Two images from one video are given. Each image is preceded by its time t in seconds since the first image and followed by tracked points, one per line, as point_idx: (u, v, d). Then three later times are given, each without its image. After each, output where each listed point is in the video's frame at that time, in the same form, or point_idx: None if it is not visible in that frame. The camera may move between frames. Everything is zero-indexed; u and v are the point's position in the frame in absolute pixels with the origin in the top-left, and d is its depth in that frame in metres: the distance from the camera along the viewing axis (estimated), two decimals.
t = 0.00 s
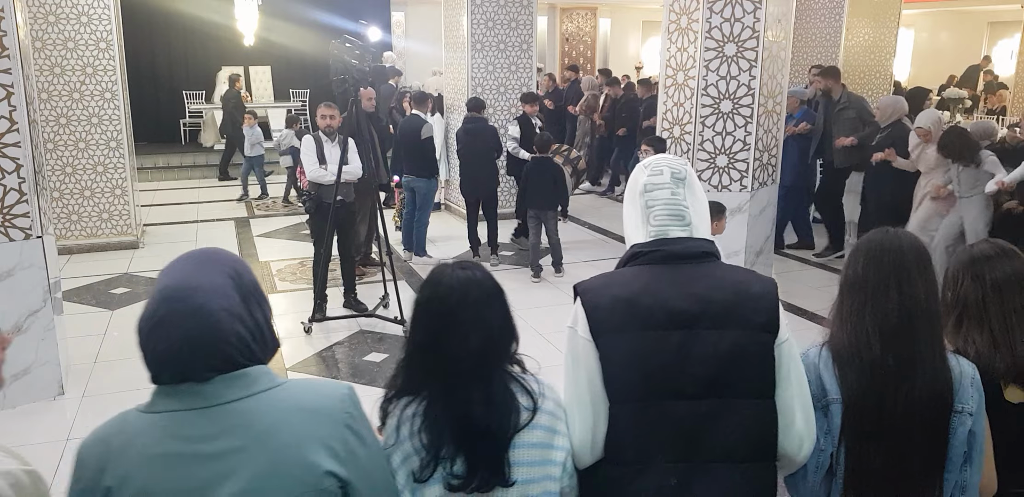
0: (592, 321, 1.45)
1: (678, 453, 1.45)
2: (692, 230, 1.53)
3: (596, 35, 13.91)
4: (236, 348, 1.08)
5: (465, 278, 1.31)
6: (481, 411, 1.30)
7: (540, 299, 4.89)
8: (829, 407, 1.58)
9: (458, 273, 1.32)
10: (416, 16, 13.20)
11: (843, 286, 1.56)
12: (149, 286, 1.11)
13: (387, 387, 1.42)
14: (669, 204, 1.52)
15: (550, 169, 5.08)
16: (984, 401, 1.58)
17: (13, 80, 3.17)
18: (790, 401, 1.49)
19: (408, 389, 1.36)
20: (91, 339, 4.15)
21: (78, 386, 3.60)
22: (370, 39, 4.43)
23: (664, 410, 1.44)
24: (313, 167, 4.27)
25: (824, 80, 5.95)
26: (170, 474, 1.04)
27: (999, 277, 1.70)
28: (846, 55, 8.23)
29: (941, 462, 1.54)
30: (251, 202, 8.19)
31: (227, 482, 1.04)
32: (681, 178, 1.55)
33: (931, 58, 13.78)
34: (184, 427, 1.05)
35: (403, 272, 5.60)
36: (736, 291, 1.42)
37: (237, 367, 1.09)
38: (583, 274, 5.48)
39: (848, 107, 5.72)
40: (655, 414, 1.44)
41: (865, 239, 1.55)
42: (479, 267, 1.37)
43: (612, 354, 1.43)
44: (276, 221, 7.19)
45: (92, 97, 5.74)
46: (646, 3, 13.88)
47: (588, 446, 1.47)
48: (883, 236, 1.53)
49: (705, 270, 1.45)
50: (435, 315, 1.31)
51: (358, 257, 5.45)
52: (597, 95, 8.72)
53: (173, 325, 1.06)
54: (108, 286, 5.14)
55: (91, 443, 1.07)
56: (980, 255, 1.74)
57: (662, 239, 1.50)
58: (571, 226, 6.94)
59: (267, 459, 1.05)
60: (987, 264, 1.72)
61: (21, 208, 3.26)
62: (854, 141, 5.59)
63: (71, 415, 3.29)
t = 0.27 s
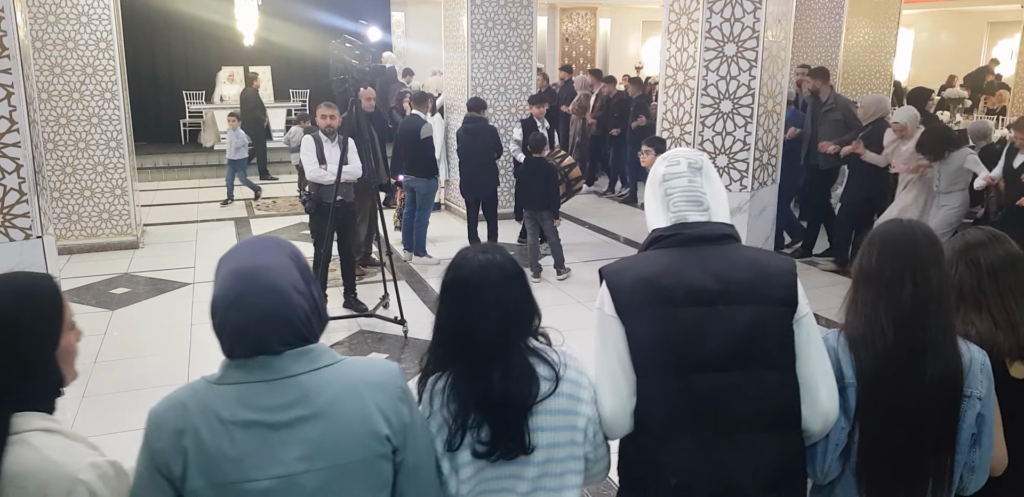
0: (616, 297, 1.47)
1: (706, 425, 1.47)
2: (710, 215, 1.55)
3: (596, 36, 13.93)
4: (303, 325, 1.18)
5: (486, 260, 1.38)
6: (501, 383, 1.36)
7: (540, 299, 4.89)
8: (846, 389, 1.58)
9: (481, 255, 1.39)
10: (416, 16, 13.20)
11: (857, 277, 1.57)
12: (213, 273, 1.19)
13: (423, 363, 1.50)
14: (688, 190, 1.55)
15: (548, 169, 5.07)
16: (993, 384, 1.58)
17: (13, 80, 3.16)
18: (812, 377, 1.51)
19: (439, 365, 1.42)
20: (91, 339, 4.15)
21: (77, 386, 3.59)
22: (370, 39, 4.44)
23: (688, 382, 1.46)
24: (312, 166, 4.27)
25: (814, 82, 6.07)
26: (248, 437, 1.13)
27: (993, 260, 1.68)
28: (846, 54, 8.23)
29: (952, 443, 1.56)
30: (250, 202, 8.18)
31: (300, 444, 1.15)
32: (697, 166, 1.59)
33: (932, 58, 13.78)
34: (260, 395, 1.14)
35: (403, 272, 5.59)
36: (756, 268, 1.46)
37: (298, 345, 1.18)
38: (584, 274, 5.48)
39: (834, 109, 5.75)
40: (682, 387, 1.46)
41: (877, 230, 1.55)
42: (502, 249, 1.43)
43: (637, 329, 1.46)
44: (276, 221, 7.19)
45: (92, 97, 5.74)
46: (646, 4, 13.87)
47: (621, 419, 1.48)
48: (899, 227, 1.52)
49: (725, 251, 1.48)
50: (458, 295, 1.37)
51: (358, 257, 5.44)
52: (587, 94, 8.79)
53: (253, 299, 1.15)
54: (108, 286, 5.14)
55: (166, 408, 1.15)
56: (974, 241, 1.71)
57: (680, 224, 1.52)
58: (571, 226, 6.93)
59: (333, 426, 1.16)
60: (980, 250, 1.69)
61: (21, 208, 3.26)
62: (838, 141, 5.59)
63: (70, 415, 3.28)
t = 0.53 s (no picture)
0: (648, 292, 1.50)
1: (731, 417, 1.50)
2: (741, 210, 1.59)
3: (596, 35, 13.91)
4: (350, 299, 1.28)
5: (523, 252, 1.40)
6: (536, 373, 1.38)
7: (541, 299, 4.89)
8: (862, 382, 1.60)
9: (518, 248, 1.41)
10: (416, 16, 13.20)
11: (873, 269, 1.57)
12: (269, 246, 1.30)
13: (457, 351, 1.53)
14: (720, 184, 1.60)
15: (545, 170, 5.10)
16: (1004, 379, 1.61)
17: (13, 80, 3.16)
18: (832, 374, 1.54)
19: (472, 355, 1.45)
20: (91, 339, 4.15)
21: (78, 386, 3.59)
22: (370, 39, 4.44)
23: (716, 376, 1.49)
24: (312, 167, 4.28)
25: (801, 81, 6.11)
26: (304, 412, 1.20)
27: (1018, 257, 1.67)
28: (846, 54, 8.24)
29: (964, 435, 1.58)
30: (250, 202, 8.18)
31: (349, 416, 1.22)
32: (730, 162, 1.64)
33: (932, 58, 13.77)
34: (315, 371, 1.22)
35: (403, 272, 5.59)
36: (783, 262, 1.48)
37: (343, 323, 1.27)
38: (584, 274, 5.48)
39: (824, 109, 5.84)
40: (709, 380, 1.50)
41: (895, 225, 1.55)
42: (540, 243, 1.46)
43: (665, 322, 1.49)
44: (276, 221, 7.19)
45: (92, 97, 5.74)
46: (646, 3, 13.87)
47: (645, 411, 1.52)
48: (918, 225, 1.52)
49: (753, 245, 1.51)
50: (494, 285, 1.40)
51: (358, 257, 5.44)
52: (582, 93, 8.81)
53: (308, 262, 1.25)
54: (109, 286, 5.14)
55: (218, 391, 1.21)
56: (998, 235, 1.70)
57: (712, 216, 1.56)
58: (571, 226, 6.94)
59: (380, 399, 1.24)
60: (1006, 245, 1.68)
61: (21, 208, 3.26)
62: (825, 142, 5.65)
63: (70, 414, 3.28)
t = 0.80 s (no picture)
0: (704, 293, 1.50)
1: (780, 417, 1.53)
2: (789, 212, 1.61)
3: (596, 35, 13.91)
4: (406, 289, 1.37)
5: (583, 244, 1.44)
6: (591, 362, 1.40)
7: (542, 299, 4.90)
8: (891, 380, 1.63)
9: (576, 239, 1.45)
10: (415, 16, 13.19)
11: (895, 263, 1.64)
12: (334, 235, 1.39)
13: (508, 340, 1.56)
14: (769, 184, 1.62)
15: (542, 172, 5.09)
16: (1017, 368, 1.71)
17: (14, 80, 3.17)
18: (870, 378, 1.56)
19: (525, 343, 1.48)
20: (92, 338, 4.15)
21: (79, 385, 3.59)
22: (370, 39, 4.44)
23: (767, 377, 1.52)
24: (312, 166, 4.26)
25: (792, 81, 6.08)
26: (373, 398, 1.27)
27: None
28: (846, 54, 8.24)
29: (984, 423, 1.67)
30: (251, 202, 8.18)
31: (417, 401, 1.30)
32: (777, 163, 1.67)
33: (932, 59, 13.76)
34: (379, 359, 1.30)
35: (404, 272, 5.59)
36: (836, 263, 1.51)
37: (398, 313, 1.35)
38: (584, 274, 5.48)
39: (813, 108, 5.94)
40: (760, 381, 1.52)
41: (919, 222, 1.63)
42: (594, 238, 1.49)
43: (718, 325, 1.50)
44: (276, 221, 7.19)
45: (92, 97, 5.74)
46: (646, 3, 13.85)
47: (687, 412, 1.53)
48: (941, 221, 1.61)
49: (806, 245, 1.53)
50: (549, 278, 1.43)
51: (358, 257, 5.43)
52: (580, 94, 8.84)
53: (373, 249, 1.35)
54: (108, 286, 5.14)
55: (285, 391, 1.27)
56: None
57: (763, 216, 1.57)
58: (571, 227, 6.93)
59: (441, 385, 1.32)
60: None
61: (21, 208, 3.26)
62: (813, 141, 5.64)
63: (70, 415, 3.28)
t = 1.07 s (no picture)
0: (740, 292, 1.47)
1: (819, 419, 1.49)
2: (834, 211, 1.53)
3: (596, 35, 13.92)
4: (452, 291, 1.42)
5: (615, 241, 1.47)
6: (619, 355, 1.44)
7: (542, 299, 4.90)
8: (933, 380, 1.63)
9: (608, 236, 1.49)
10: (415, 16, 13.20)
11: (941, 263, 1.62)
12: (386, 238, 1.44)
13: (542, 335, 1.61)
14: (816, 183, 1.53)
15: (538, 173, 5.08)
16: None
17: (13, 80, 3.17)
18: (914, 378, 1.52)
19: (558, 338, 1.52)
20: (91, 339, 4.15)
21: (79, 386, 3.59)
22: (370, 39, 4.44)
23: (804, 380, 1.48)
24: (312, 166, 4.26)
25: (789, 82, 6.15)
26: (419, 393, 1.32)
27: None
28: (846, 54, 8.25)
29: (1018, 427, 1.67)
30: (251, 202, 8.17)
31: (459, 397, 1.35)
32: (828, 158, 1.56)
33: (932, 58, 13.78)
34: (424, 356, 1.35)
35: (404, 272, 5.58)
36: (880, 264, 1.45)
37: (443, 313, 1.41)
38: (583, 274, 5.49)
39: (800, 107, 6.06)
40: (799, 383, 1.48)
41: (968, 222, 1.63)
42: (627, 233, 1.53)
43: (757, 325, 1.46)
44: (276, 221, 7.19)
45: (92, 97, 5.73)
46: (647, 3, 13.86)
47: (724, 410, 1.51)
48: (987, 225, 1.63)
49: (849, 247, 1.47)
50: (579, 273, 1.48)
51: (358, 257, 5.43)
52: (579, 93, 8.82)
53: (424, 251, 1.40)
54: (108, 286, 5.13)
55: (337, 381, 1.30)
56: None
57: (805, 216, 1.50)
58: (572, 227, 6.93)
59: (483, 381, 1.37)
60: None
61: (21, 209, 3.26)
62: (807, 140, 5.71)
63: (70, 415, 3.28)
